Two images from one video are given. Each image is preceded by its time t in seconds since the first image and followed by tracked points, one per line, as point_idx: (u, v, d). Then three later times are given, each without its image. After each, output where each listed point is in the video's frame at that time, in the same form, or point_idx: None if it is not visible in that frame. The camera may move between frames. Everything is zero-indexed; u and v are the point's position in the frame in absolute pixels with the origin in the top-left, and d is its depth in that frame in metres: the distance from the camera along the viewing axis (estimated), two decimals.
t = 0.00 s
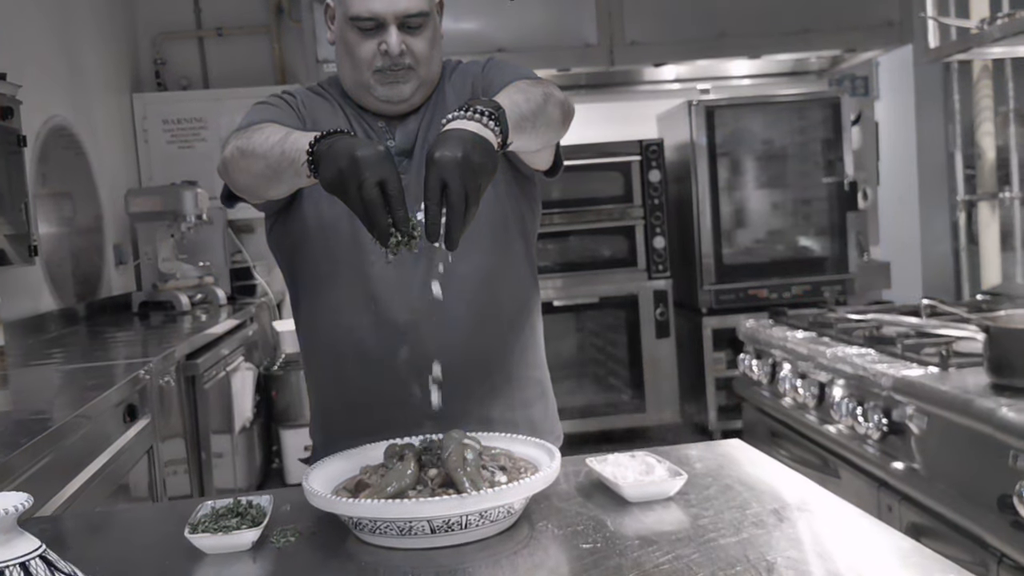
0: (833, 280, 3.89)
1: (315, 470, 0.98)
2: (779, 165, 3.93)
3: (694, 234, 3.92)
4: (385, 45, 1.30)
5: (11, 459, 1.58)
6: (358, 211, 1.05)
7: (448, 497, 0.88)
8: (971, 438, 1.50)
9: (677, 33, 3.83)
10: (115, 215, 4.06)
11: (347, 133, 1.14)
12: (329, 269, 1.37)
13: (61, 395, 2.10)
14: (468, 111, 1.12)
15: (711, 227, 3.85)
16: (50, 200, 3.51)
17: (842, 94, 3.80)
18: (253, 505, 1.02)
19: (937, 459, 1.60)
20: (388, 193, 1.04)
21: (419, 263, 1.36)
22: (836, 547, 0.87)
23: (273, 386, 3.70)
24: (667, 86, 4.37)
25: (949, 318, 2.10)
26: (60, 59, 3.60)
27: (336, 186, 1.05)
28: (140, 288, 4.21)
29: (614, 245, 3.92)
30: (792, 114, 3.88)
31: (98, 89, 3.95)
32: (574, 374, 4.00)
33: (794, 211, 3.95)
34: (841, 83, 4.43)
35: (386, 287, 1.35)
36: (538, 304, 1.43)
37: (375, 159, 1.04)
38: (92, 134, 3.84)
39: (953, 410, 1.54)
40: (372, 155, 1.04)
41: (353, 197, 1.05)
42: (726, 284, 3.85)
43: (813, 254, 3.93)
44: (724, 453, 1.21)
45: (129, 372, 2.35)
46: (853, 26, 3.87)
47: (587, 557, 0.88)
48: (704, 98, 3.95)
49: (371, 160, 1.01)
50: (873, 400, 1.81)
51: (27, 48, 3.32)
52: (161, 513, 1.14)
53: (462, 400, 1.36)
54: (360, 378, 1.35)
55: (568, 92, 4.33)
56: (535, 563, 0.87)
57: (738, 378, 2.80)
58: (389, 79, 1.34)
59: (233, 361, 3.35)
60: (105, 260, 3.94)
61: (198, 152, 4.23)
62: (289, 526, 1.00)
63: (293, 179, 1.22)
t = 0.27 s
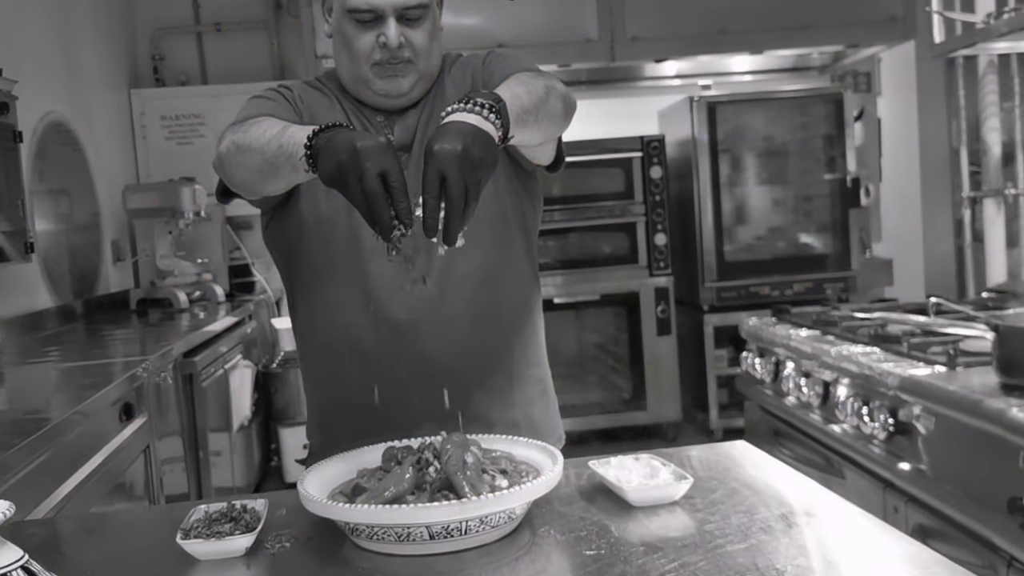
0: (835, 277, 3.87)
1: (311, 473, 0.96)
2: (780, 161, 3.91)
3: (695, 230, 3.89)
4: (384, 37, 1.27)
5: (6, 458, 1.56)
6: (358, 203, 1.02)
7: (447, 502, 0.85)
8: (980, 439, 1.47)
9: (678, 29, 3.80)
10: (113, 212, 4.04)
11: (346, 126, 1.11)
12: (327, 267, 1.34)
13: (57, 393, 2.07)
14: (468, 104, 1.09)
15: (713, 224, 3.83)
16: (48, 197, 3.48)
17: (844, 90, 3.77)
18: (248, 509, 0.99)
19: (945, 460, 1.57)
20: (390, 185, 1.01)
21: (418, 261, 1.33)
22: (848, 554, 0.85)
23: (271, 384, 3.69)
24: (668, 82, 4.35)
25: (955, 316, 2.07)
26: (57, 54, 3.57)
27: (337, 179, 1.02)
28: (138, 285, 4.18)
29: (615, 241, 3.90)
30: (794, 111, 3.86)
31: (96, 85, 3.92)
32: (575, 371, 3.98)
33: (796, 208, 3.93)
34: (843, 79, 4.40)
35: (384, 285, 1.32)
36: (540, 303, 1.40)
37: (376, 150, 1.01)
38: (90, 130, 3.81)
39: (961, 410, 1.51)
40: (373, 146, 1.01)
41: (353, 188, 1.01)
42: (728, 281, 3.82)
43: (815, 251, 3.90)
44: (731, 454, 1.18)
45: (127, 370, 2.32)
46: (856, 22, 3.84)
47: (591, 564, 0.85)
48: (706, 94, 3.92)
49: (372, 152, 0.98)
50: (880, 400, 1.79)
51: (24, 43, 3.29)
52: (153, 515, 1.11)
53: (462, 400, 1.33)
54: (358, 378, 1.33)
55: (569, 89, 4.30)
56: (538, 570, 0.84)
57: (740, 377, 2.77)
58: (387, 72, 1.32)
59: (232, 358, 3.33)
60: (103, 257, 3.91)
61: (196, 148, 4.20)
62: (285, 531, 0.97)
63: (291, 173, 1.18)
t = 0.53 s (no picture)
0: (838, 272, 3.83)
1: (304, 473, 0.93)
2: (782, 155, 3.86)
3: (697, 224, 3.85)
4: (383, 24, 1.24)
5: None
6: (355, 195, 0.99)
7: (444, 504, 0.82)
8: (988, 438, 1.44)
9: (681, 21, 3.76)
10: (110, 203, 4.00)
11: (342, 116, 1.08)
12: (322, 262, 1.31)
13: (51, 385, 2.05)
14: (468, 95, 1.06)
15: (715, 218, 3.80)
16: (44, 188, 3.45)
17: (849, 84, 3.73)
18: (239, 509, 0.96)
19: (953, 460, 1.54)
20: (387, 176, 0.97)
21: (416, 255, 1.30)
22: (859, 558, 0.81)
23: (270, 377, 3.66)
24: (671, 75, 4.31)
25: (961, 312, 2.05)
26: (53, 43, 3.53)
27: (332, 171, 0.99)
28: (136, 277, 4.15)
29: (616, 235, 3.87)
30: (798, 104, 3.82)
31: (93, 75, 3.88)
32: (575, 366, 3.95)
33: (799, 202, 3.90)
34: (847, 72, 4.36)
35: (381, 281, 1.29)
36: (541, 298, 1.37)
37: (373, 140, 0.98)
38: (87, 120, 3.78)
39: (971, 409, 1.48)
40: (370, 136, 0.98)
41: (349, 178, 0.98)
42: (730, 275, 3.79)
43: (817, 246, 3.87)
44: (736, 453, 1.15)
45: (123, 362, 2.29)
46: (861, 14, 3.80)
47: (592, 568, 0.81)
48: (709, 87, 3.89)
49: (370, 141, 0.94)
50: (885, 398, 1.76)
51: (19, 31, 3.25)
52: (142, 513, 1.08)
53: (461, 398, 1.30)
54: (354, 374, 1.30)
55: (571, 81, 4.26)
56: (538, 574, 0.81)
57: (743, 372, 2.74)
58: (385, 61, 1.28)
59: (229, 351, 3.30)
60: (100, 248, 3.88)
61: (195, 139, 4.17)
62: (276, 532, 0.94)
63: (285, 165, 1.15)
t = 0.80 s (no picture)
0: (843, 264, 3.79)
1: (296, 468, 0.90)
2: (787, 144, 3.84)
3: (702, 214, 3.82)
4: (381, 6, 1.20)
5: None
6: (346, 186, 0.96)
7: (439, 503, 0.79)
8: (998, 434, 1.41)
9: (687, 8, 3.71)
10: (110, 189, 3.97)
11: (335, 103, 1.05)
12: (318, 249, 1.28)
13: (46, 371, 2.02)
14: (474, 78, 1.02)
15: (719, 207, 3.76)
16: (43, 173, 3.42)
17: (856, 73, 3.69)
18: (230, 505, 0.93)
19: (962, 456, 1.51)
20: (380, 167, 0.94)
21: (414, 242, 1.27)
22: (872, 561, 0.78)
23: (269, 365, 3.64)
24: (676, 63, 4.26)
25: (970, 305, 2.01)
26: (52, 26, 3.49)
27: (322, 161, 0.96)
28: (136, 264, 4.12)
29: (620, 225, 3.83)
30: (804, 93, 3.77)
31: (93, 59, 3.84)
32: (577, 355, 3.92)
33: (803, 192, 3.86)
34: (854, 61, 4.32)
35: (378, 268, 1.26)
36: (542, 289, 1.33)
37: (366, 128, 0.94)
38: (85, 105, 3.74)
39: (982, 405, 1.44)
40: (362, 124, 0.94)
41: (339, 168, 0.95)
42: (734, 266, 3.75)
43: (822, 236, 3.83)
44: (741, 450, 1.12)
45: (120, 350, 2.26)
46: (869, 2, 3.75)
47: (594, 570, 0.78)
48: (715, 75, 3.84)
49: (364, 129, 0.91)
50: (893, 392, 1.73)
51: (17, 13, 3.21)
52: (132, 505, 1.05)
53: (459, 392, 1.27)
54: (351, 364, 1.27)
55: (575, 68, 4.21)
56: None
57: (747, 364, 2.71)
58: (385, 43, 1.25)
59: (228, 339, 3.27)
60: (100, 234, 3.84)
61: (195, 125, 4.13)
62: (267, 528, 0.91)
63: (275, 152, 1.12)
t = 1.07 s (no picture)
0: (849, 246, 3.75)
1: (287, 453, 0.87)
2: (792, 124, 3.78)
3: (707, 194, 3.77)
4: None
5: None
6: (338, 171, 0.94)
7: (433, 492, 0.76)
8: (1007, 422, 1.38)
9: None
10: (110, 164, 3.93)
11: (329, 81, 1.01)
12: (314, 227, 1.24)
13: (43, 347, 1.99)
14: (476, 57, 0.98)
15: (725, 187, 3.71)
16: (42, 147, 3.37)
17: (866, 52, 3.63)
18: (219, 491, 0.90)
19: (971, 443, 1.48)
20: (372, 151, 0.92)
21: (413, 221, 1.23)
22: (883, 556, 0.75)
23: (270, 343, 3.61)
24: (683, 41, 4.20)
25: (979, 289, 1.97)
26: None
27: (313, 144, 0.94)
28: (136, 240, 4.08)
29: (624, 204, 3.79)
30: (812, 72, 3.71)
31: (92, 32, 3.79)
32: (580, 336, 3.89)
33: (809, 173, 3.80)
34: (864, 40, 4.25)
35: (376, 247, 1.23)
36: (545, 267, 1.29)
37: (360, 111, 0.92)
38: (84, 78, 3.69)
39: (992, 391, 1.41)
40: (356, 107, 0.92)
41: (332, 152, 0.93)
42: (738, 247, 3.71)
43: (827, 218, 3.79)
44: (747, 436, 1.08)
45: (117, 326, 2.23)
46: None
47: (595, 563, 0.75)
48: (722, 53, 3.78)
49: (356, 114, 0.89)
50: (901, 376, 1.70)
51: None
52: (121, 488, 1.02)
53: (459, 374, 1.25)
54: (347, 345, 1.24)
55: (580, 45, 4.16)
56: (534, 569, 0.75)
57: (751, 346, 2.68)
58: (382, 15, 1.21)
59: (228, 316, 3.25)
60: (99, 210, 3.81)
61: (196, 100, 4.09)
62: (258, 514, 0.89)
63: (265, 131, 1.09)
